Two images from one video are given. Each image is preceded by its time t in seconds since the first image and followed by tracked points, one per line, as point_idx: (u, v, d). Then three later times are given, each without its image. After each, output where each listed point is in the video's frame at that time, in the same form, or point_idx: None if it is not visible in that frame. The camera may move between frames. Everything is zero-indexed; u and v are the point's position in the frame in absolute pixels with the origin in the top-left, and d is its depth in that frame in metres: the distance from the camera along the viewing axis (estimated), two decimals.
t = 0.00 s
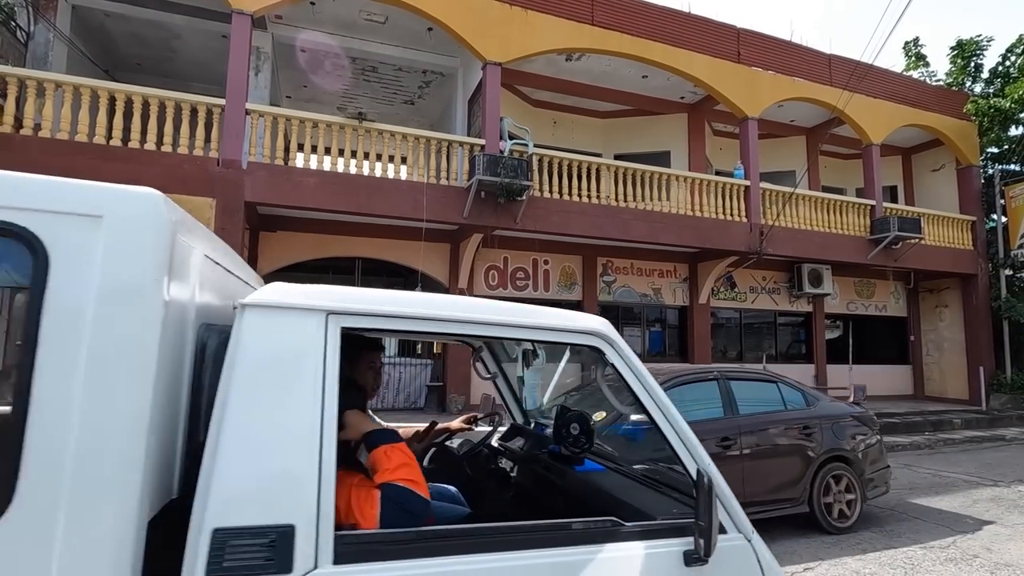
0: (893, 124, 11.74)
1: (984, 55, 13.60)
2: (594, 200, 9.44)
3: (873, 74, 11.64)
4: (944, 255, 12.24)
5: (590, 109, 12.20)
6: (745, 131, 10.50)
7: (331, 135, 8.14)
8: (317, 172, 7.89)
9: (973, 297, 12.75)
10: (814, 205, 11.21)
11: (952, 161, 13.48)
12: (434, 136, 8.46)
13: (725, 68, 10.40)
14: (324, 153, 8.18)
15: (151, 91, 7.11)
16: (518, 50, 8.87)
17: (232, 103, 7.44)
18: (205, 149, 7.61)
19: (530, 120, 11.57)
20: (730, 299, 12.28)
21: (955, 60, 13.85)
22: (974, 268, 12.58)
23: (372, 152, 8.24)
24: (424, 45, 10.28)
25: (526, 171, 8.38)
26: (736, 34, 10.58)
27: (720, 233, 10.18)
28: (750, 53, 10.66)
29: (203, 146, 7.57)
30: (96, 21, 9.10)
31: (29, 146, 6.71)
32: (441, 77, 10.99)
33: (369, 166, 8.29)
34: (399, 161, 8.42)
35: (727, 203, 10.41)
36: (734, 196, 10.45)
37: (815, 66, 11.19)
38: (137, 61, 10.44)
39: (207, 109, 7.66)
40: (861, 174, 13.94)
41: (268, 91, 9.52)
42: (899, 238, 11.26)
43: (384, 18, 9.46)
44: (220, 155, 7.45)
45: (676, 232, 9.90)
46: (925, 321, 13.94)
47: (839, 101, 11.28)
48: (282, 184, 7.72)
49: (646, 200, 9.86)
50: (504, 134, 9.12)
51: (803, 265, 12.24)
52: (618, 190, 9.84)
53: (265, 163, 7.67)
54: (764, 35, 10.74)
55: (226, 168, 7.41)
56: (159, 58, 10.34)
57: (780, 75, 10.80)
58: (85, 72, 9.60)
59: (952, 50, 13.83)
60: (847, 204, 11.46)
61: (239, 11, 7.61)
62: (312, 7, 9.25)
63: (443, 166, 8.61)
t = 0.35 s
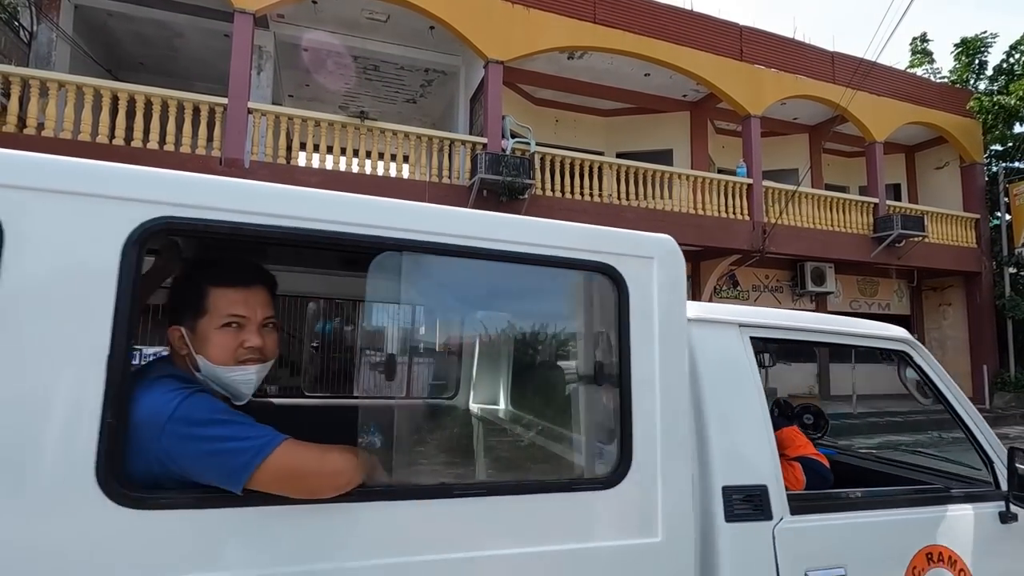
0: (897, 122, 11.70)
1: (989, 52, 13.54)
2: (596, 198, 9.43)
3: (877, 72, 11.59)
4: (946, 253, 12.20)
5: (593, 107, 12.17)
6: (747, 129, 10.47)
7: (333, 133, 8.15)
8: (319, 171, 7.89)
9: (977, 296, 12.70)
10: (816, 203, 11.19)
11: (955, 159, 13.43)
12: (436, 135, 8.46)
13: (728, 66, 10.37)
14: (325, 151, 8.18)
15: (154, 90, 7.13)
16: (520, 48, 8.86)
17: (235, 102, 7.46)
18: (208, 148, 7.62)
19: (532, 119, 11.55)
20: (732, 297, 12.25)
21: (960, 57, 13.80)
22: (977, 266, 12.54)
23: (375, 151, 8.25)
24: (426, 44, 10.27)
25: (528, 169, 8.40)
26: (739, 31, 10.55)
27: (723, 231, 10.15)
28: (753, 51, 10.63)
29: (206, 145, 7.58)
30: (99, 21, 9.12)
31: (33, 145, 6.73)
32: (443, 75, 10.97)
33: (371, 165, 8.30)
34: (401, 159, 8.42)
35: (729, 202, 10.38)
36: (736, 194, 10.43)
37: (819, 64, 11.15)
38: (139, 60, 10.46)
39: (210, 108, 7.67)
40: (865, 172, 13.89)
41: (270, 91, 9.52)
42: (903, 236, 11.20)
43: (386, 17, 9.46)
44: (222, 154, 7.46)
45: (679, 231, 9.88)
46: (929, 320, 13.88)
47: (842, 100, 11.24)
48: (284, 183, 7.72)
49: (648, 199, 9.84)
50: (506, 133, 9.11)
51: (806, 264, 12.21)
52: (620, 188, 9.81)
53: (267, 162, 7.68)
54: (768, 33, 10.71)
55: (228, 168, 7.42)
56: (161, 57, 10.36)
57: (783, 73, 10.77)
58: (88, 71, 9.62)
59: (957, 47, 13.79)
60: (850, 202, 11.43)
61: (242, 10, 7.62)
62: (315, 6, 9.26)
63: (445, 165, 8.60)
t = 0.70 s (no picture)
0: (892, 118, 11.74)
1: (982, 49, 13.61)
2: (593, 194, 9.43)
3: (872, 68, 11.63)
4: (939, 249, 12.29)
5: (588, 103, 12.16)
6: (743, 125, 10.48)
7: (328, 129, 8.12)
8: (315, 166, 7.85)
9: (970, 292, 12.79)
10: (811, 199, 11.24)
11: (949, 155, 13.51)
12: (432, 130, 8.43)
13: (723, 62, 10.37)
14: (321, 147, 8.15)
15: (147, 84, 7.06)
16: (516, 43, 8.83)
17: (229, 96, 7.41)
18: (202, 143, 7.56)
19: (528, 114, 11.53)
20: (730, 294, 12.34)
21: (953, 54, 13.86)
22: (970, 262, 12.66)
23: (370, 146, 8.21)
24: (421, 39, 10.22)
25: (525, 165, 8.41)
26: (735, 27, 10.54)
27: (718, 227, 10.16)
28: (748, 47, 10.63)
29: (201, 140, 7.53)
30: (91, 14, 9.02)
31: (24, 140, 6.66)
32: (438, 70, 10.92)
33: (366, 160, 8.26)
34: (397, 155, 8.40)
35: (724, 198, 10.41)
36: (732, 190, 10.46)
37: (814, 60, 11.17)
38: (132, 54, 10.37)
39: (204, 102, 7.61)
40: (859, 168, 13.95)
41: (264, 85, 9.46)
42: (897, 232, 11.26)
43: (381, 11, 9.40)
44: (217, 149, 7.41)
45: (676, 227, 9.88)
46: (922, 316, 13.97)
47: (837, 96, 11.27)
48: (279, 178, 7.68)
49: (644, 195, 9.83)
50: (502, 129, 9.08)
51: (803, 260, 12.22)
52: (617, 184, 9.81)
53: (262, 157, 7.63)
54: (763, 29, 10.72)
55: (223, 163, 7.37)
56: (154, 51, 10.27)
57: (778, 69, 10.79)
58: (79, 65, 9.53)
59: (950, 44, 13.86)
60: (844, 198, 11.46)
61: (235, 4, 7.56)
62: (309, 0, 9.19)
63: (441, 160, 8.57)
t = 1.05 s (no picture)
0: (871, 117, 11.93)
1: (959, 50, 13.88)
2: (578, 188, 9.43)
3: (852, 67, 11.78)
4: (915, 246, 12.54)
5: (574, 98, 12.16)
6: (727, 122, 10.55)
7: (312, 120, 8.00)
8: (297, 158, 7.73)
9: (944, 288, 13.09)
10: (793, 196, 11.38)
11: (925, 154, 13.79)
12: (417, 123, 8.35)
13: (707, 59, 10.43)
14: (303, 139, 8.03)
15: (123, 72, 6.87)
16: (502, 36, 8.77)
17: (209, 86, 7.25)
18: (181, 134, 7.40)
19: (514, 108, 11.49)
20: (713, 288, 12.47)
21: (931, 54, 14.13)
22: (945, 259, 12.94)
23: (354, 139, 8.11)
24: (406, 30, 10.11)
25: (510, 159, 8.33)
26: (720, 24, 10.60)
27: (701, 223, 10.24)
28: (733, 43, 10.70)
29: (179, 130, 7.36)
30: None
31: None
32: (423, 63, 10.82)
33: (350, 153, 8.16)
34: (382, 148, 8.30)
35: (708, 193, 10.50)
36: (715, 186, 10.55)
37: (796, 58, 11.29)
38: (107, 41, 10.09)
39: (183, 92, 7.44)
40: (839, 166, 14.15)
41: (245, 75, 9.28)
42: (876, 229, 11.44)
43: (366, 2, 9.28)
44: (196, 140, 7.25)
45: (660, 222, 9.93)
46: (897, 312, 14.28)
47: (818, 94, 11.42)
48: (260, 169, 7.53)
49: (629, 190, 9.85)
50: (488, 122, 9.02)
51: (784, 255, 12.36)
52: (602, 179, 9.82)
53: (243, 148, 7.48)
54: (747, 26, 10.79)
55: (203, 153, 7.22)
56: (130, 38, 10.01)
57: (762, 66, 10.89)
58: (52, 52, 9.24)
59: (928, 44, 14.12)
60: (824, 194, 11.60)
61: None
62: None
63: (426, 154, 8.50)
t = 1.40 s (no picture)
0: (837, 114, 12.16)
1: (921, 52, 14.26)
2: (549, 182, 9.38)
3: (819, 65, 11.99)
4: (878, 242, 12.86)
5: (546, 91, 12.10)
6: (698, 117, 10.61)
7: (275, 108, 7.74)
8: (260, 146, 7.47)
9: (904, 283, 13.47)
10: (762, 191, 11.53)
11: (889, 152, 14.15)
12: (385, 113, 8.16)
13: (679, 54, 10.47)
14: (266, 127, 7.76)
15: (70, 53, 6.52)
16: (472, 26, 8.64)
17: (165, 70, 6.94)
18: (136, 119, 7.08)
19: (485, 101, 11.37)
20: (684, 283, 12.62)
21: (895, 55, 14.48)
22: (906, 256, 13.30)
23: (320, 128, 7.88)
24: (375, 18, 9.89)
25: (481, 150, 8.21)
26: (691, 20, 10.64)
27: (672, 217, 10.30)
28: (703, 39, 10.75)
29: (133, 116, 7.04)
30: None
31: None
32: (393, 52, 10.61)
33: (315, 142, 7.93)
34: (349, 138, 8.09)
35: (679, 188, 10.56)
36: (686, 181, 10.62)
37: (765, 55, 11.42)
38: (58, 23, 9.63)
39: (137, 75, 7.11)
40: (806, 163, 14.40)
41: (206, 60, 8.95)
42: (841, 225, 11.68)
43: None
44: (151, 126, 6.94)
45: (632, 216, 9.95)
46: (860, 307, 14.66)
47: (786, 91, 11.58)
48: (220, 157, 7.26)
49: (600, 184, 9.83)
50: (458, 113, 8.87)
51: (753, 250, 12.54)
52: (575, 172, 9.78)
53: (202, 135, 7.20)
54: (717, 23, 10.86)
55: (158, 140, 6.92)
56: (83, 21, 9.57)
57: (732, 62, 10.98)
58: None
59: (893, 45, 14.46)
60: (791, 190, 11.78)
61: None
62: None
63: (395, 144, 8.33)
